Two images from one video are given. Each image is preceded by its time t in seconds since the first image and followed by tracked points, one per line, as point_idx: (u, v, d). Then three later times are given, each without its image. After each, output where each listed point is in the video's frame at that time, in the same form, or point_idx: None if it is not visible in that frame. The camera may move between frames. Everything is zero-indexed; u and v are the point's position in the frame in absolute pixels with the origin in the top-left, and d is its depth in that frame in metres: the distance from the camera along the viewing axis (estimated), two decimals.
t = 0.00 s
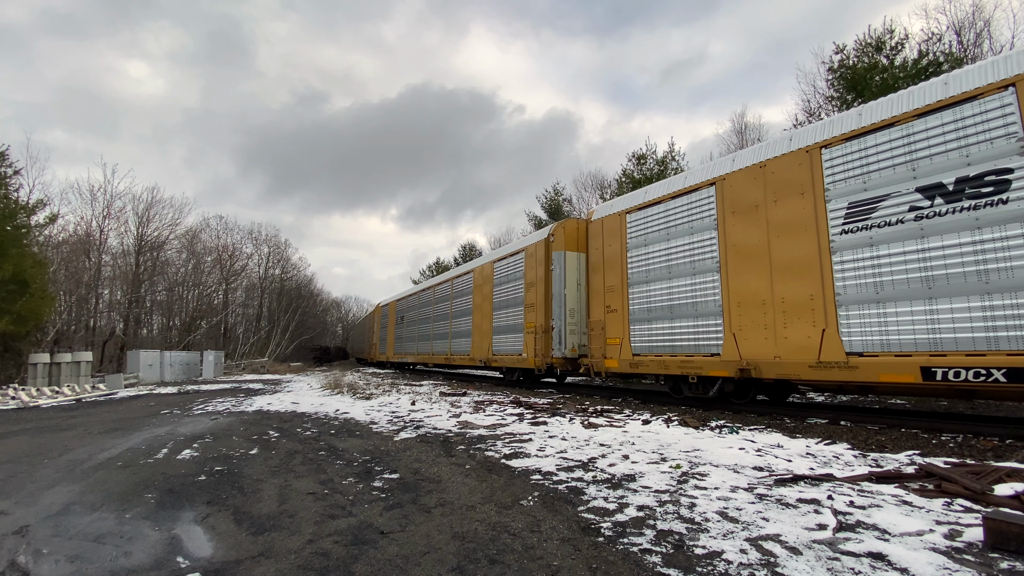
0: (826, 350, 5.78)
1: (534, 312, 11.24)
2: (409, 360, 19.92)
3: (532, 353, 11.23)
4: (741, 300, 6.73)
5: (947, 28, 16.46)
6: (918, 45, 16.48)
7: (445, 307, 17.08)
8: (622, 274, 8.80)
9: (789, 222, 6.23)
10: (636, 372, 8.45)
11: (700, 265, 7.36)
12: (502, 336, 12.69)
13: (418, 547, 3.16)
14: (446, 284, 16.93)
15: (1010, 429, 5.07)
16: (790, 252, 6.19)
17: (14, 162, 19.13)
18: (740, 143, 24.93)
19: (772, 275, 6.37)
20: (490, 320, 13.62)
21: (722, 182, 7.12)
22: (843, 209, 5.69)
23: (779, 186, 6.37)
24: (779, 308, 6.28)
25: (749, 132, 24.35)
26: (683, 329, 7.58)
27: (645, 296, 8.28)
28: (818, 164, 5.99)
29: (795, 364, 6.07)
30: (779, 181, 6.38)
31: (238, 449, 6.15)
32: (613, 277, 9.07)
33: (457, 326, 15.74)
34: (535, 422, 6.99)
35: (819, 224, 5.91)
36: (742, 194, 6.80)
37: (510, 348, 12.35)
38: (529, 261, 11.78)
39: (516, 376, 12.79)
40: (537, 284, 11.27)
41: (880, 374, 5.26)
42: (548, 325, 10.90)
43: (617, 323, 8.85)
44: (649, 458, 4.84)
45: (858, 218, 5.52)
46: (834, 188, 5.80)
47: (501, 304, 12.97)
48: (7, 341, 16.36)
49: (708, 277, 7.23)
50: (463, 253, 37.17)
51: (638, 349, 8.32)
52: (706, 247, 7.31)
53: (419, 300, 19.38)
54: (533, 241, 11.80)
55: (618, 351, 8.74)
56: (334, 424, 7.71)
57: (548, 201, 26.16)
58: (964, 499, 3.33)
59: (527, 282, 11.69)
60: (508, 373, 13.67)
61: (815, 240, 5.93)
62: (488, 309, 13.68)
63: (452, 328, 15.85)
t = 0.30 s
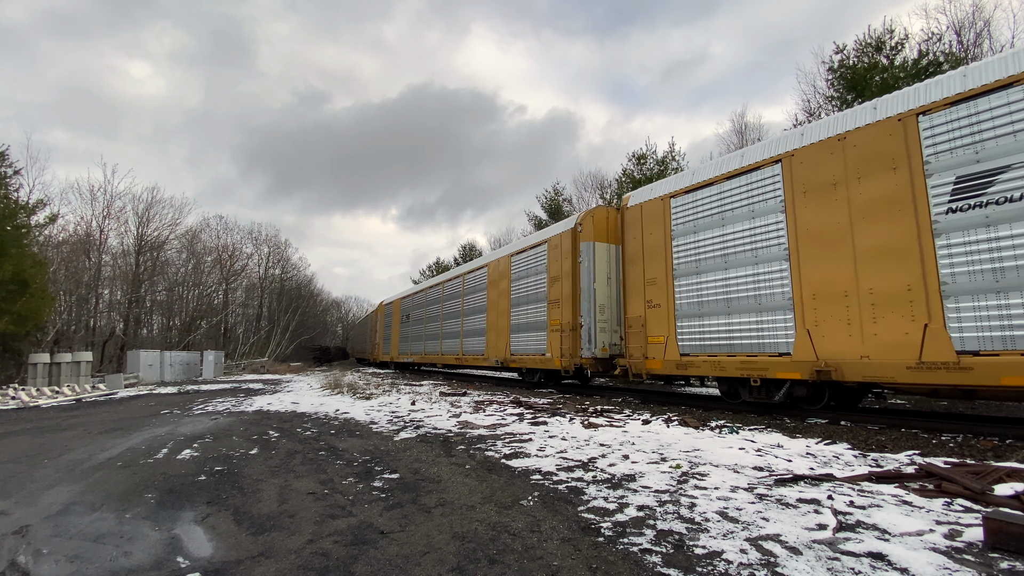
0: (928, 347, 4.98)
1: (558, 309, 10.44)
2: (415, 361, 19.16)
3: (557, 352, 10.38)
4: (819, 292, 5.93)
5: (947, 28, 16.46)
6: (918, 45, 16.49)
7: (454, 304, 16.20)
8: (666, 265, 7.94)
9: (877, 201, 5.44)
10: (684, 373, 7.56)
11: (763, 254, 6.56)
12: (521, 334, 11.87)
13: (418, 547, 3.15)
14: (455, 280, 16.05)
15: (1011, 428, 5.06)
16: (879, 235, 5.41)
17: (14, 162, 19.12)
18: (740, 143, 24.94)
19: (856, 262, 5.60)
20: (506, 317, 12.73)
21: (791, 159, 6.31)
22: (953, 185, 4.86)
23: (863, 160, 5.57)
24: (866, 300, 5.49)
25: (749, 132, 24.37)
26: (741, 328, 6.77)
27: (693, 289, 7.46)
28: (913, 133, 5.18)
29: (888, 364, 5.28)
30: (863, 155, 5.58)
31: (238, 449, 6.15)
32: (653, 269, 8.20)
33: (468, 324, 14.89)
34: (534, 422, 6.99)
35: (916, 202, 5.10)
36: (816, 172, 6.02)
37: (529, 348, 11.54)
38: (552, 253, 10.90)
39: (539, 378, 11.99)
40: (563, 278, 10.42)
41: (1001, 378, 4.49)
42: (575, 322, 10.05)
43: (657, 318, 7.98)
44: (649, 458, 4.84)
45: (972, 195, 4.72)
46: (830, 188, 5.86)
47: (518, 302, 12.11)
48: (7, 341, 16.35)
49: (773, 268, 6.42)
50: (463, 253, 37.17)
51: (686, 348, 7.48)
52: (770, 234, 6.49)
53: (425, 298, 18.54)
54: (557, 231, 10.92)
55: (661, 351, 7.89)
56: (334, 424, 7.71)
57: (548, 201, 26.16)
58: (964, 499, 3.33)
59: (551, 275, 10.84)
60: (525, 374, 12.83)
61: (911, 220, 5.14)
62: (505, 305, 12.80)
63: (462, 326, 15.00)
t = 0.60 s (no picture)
0: None
1: (590, 304, 9.76)
2: (421, 361, 18.41)
3: (589, 351, 9.62)
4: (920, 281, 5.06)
5: (947, 28, 16.46)
6: (917, 46, 16.50)
7: (466, 301, 15.34)
8: (722, 254, 7.06)
9: (994, 173, 4.62)
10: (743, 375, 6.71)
11: (845, 239, 5.69)
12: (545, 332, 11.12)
13: (418, 547, 3.15)
14: (468, 275, 15.14)
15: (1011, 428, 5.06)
16: (1000, 213, 4.58)
17: (14, 162, 19.12)
18: (739, 143, 24.96)
19: (967, 245, 4.76)
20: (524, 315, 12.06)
21: (879, 129, 5.45)
22: None
23: (974, 126, 4.75)
24: (982, 289, 4.66)
25: (749, 132, 24.39)
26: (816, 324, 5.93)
27: (754, 281, 6.63)
28: None
29: (1014, 365, 4.46)
30: (973, 120, 4.77)
31: (238, 449, 6.15)
32: (705, 259, 7.30)
33: (481, 322, 14.04)
34: (535, 422, 6.99)
35: None
36: (909, 142, 5.20)
37: (554, 348, 10.81)
38: (582, 244, 10.09)
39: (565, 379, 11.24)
40: (596, 272, 9.62)
41: None
42: (611, 319, 9.28)
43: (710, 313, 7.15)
44: (649, 458, 4.84)
45: None
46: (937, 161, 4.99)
47: (542, 297, 11.33)
48: (6, 341, 16.34)
49: (858, 256, 5.56)
50: (463, 253, 37.17)
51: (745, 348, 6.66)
52: (853, 215, 5.63)
53: (434, 295, 17.70)
54: (586, 221, 10.09)
55: (716, 351, 7.04)
56: (334, 424, 7.71)
57: (548, 201, 26.18)
58: (964, 499, 3.33)
59: (581, 269, 10.03)
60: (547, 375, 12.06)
61: None
62: (525, 301, 11.99)
63: (475, 325, 14.15)
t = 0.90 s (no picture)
0: None
1: (627, 301, 8.80)
2: (429, 361, 17.71)
3: (626, 352, 8.71)
4: None
5: (946, 28, 16.48)
6: (917, 45, 16.51)
7: (479, 299, 14.51)
8: (792, 240, 6.20)
9: None
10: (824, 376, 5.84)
11: (952, 219, 4.85)
12: (572, 330, 10.22)
13: (418, 547, 3.15)
14: (481, 271, 14.28)
15: (1011, 428, 5.06)
16: None
17: (14, 163, 19.11)
18: (739, 143, 24.98)
19: None
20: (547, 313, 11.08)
21: (995, 89, 4.63)
22: None
23: None
24: None
25: (749, 132, 24.42)
26: (913, 320, 5.10)
27: (833, 270, 5.78)
28: None
29: None
30: None
31: (238, 449, 6.15)
32: (772, 246, 6.44)
33: (497, 321, 13.23)
34: (535, 422, 6.99)
35: None
36: None
37: (580, 347, 9.94)
38: (616, 234, 9.16)
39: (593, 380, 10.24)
40: (633, 263, 8.71)
41: None
42: (652, 315, 8.37)
43: (780, 307, 6.28)
44: (649, 458, 4.84)
45: None
46: None
47: (568, 292, 10.41)
48: (6, 341, 16.34)
49: (970, 237, 4.72)
50: (463, 253, 37.21)
51: (825, 347, 5.82)
52: (963, 190, 4.79)
53: (443, 292, 16.87)
54: (619, 208, 9.17)
55: (786, 350, 6.21)
56: (334, 424, 7.71)
57: (548, 201, 26.19)
58: (964, 499, 3.33)
59: (615, 261, 9.13)
60: (571, 377, 11.25)
61: None
62: (548, 296, 11.05)
63: (490, 324, 13.31)
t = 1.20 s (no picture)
0: None
1: (673, 295, 7.90)
2: (437, 361, 16.94)
3: (673, 352, 7.82)
4: None
5: (947, 28, 16.47)
6: (917, 45, 16.50)
7: (494, 295, 13.65)
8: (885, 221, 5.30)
9: None
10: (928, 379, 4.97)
11: None
12: (605, 328, 9.32)
13: (418, 547, 3.16)
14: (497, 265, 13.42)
15: (1011, 428, 5.06)
16: None
17: (14, 163, 19.11)
18: (739, 143, 25.00)
19: None
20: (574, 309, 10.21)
21: None
22: None
23: None
24: None
25: (749, 132, 24.43)
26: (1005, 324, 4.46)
27: (939, 256, 4.89)
28: None
29: None
30: None
31: (238, 449, 6.15)
32: (858, 229, 5.54)
33: (514, 318, 12.44)
34: (535, 422, 6.99)
35: None
36: None
37: (615, 347, 9.03)
38: (657, 221, 8.26)
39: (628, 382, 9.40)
40: (679, 253, 7.83)
41: None
42: (704, 311, 7.48)
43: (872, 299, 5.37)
44: (649, 458, 4.84)
45: None
46: None
47: (600, 287, 9.50)
48: (6, 341, 16.34)
49: None
50: (463, 253, 37.22)
51: (929, 347, 4.95)
52: None
53: (452, 289, 16.11)
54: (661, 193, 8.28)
55: (879, 348, 5.32)
56: (334, 424, 7.71)
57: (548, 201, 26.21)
58: (964, 499, 3.33)
59: (656, 252, 8.23)
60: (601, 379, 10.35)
61: None
62: (576, 291, 10.17)
63: (506, 321, 12.49)
